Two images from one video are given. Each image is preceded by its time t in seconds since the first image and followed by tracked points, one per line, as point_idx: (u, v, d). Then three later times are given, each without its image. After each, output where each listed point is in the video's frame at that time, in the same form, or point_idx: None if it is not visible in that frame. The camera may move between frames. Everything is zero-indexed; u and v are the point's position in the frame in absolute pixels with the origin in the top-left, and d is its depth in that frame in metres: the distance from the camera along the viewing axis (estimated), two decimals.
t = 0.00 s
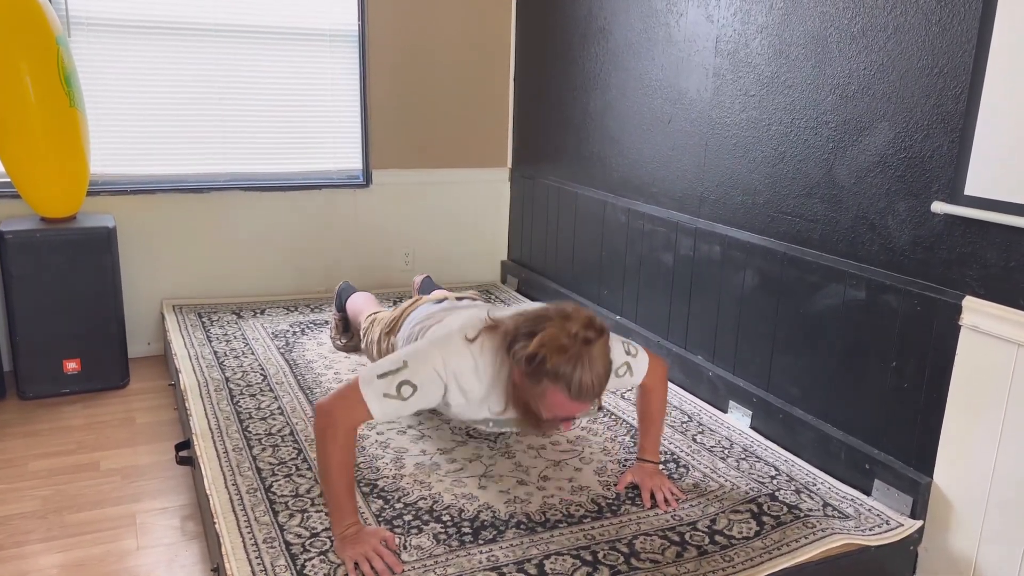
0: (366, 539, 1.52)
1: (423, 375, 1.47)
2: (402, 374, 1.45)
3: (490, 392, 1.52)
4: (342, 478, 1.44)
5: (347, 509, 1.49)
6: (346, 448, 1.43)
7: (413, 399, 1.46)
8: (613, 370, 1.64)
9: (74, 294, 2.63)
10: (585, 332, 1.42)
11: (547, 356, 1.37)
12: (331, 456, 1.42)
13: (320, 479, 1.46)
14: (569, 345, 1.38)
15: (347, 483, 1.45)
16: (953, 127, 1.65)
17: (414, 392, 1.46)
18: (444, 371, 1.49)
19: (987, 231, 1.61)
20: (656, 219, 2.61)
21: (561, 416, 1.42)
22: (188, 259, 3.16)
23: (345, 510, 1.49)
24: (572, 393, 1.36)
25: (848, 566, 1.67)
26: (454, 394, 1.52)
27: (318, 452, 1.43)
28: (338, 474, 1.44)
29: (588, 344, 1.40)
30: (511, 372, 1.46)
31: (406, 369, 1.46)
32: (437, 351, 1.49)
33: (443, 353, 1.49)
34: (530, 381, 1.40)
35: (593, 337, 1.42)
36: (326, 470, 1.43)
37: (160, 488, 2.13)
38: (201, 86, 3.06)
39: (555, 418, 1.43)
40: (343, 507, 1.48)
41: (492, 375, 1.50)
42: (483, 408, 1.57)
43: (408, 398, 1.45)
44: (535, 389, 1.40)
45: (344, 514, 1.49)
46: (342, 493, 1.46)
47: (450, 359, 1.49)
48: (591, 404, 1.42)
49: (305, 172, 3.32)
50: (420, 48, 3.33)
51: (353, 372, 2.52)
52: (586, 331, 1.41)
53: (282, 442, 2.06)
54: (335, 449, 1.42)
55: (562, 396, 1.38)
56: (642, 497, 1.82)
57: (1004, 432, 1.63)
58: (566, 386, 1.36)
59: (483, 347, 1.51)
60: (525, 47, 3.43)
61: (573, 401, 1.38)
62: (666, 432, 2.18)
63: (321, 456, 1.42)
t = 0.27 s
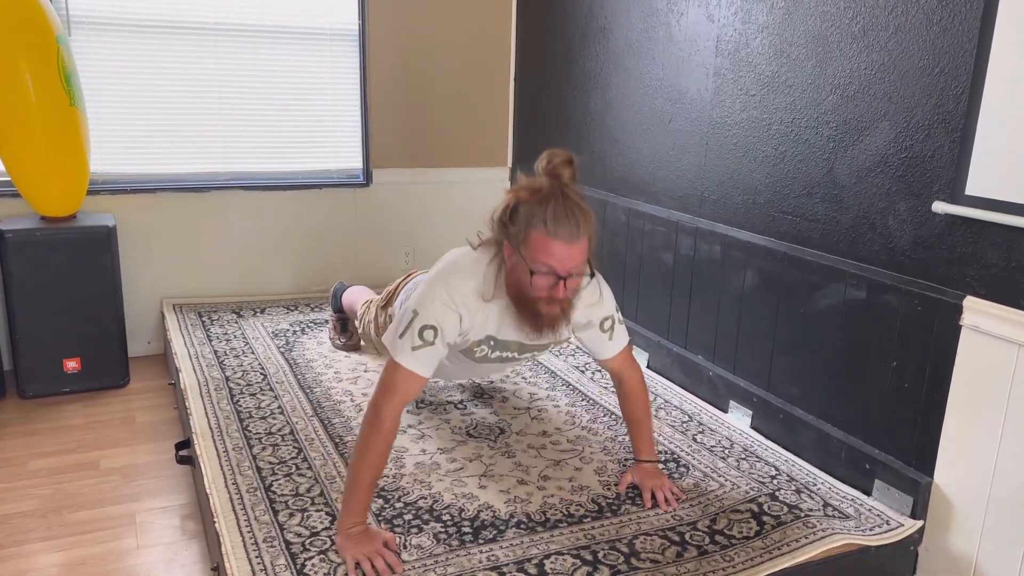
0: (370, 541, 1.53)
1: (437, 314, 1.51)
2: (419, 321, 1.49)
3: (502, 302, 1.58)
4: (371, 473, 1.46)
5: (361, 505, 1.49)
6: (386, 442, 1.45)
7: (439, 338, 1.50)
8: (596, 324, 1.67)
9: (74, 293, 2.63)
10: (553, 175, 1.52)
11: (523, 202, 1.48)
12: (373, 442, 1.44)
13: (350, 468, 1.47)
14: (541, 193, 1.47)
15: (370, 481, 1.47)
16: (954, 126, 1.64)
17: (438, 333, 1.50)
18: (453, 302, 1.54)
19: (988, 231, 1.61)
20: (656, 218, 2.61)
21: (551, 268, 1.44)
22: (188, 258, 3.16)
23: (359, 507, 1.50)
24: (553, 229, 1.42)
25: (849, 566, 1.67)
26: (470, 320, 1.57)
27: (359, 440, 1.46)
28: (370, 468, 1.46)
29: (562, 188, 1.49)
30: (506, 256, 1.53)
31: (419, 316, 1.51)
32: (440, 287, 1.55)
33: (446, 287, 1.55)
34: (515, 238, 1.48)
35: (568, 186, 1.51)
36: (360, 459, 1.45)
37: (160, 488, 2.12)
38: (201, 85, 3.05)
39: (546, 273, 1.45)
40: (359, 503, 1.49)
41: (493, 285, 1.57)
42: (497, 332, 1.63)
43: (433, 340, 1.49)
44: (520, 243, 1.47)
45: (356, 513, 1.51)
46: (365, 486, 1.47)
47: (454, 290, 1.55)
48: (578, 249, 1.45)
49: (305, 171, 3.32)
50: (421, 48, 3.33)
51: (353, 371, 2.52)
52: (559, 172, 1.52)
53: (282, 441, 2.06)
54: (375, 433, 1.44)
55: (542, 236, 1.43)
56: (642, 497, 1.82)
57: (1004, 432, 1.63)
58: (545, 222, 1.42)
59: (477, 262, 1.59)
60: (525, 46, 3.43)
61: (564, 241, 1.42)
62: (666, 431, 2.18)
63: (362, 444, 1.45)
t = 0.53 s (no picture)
0: (371, 541, 1.53)
1: (432, 309, 1.52)
2: (415, 317, 1.50)
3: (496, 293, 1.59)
4: (372, 474, 1.46)
5: (361, 506, 1.49)
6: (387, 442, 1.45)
7: (435, 334, 1.50)
8: (593, 324, 1.68)
9: (75, 293, 2.63)
10: (542, 162, 1.55)
11: (510, 186, 1.53)
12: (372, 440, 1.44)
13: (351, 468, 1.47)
14: (526, 179, 1.52)
15: (371, 481, 1.47)
16: (955, 127, 1.64)
17: (434, 328, 1.50)
18: (448, 297, 1.55)
19: (990, 232, 1.61)
20: (658, 218, 2.61)
21: (529, 247, 1.47)
22: (189, 258, 3.16)
23: (359, 508, 1.50)
24: (530, 209, 1.46)
25: (850, 567, 1.67)
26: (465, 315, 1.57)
27: (361, 441, 1.46)
28: (371, 468, 1.46)
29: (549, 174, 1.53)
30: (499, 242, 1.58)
31: (415, 313, 1.51)
32: (434, 284, 1.55)
33: (440, 282, 1.56)
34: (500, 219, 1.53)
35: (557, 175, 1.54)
36: (360, 459, 1.45)
37: (161, 487, 2.12)
38: (202, 85, 3.05)
39: (526, 254, 1.47)
40: (359, 504, 1.49)
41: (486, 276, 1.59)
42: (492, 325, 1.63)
43: (430, 336, 1.49)
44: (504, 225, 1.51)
45: (356, 513, 1.50)
46: (364, 485, 1.46)
47: (448, 286, 1.55)
48: (558, 231, 1.47)
49: (306, 171, 3.32)
50: (422, 48, 3.33)
51: (354, 371, 2.52)
52: (549, 159, 1.55)
53: (283, 441, 2.06)
54: (376, 433, 1.44)
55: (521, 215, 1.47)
56: (643, 498, 1.82)
57: (1005, 433, 1.63)
58: (524, 205, 1.47)
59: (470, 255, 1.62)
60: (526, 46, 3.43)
61: (543, 223, 1.45)
62: (667, 432, 2.18)
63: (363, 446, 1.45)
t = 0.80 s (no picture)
0: (371, 540, 1.53)
1: (430, 317, 1.52)
2: (413, 323, 1.50)
3: (497, 304, 1.59)
4: (363, 474, 1.46)
5: (358, 505, 1.50)
6: (374, 443, 1.45)
7: (431, 342, 1.50)
8: (598, 333, 1.68)
9: (76, 292, 2.63)
10: (545, 176, 1.53)
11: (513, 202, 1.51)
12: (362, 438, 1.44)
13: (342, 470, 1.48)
14: (530, 194, 1.51)
15: (364, 481, 1.47)
16: (956, 128, 1.65)
17: (431, 335, 1.50)
18: (448, 306, 1.55)
19: (990, 233, 1.61)
20: (659, 219, 2.61)
21: (535, 264, 1.46)
22: (190, 258, 3.16)
23: (357, 508, 1.50)
24: (541, 230, 1.44)
25: (850, 567, 1.67)
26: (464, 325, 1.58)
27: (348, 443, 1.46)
28: (361, 468, 1.46)
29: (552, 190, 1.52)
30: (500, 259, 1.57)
31: (414, 319, 1.51)
32: (435, 292, 1.56)
33: (441, 292, 1.57)
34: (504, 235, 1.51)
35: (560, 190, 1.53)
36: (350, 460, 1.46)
37: (162, 487, 2.13)
38: (202, 85, 3.06)
39: (532, 272, 1.46)
40: (356, 504, 1.49)
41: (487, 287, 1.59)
42: (491, 335, 1.64)
43: (425, 343, 1.49)
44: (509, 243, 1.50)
45: (354, 513, 1.51)
46: (359, 483, 1.47)
47: (448, 295, 1.56)
48: (565, 249, 1.46)
49: (307, 171, 3.32)
50: (423, 48, 3.33)
51: (355, 371, 2.52)
52: (552, 174, 1.53)
53: (284, 441, 2.06)
54: (362, 434, 1.44)
55: (528, 234, 1.45)
56: (643, 498, 1.82)
57: (1006, 434, 1.63)
58: (532, 223, 1.45)
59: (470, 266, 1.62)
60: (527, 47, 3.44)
61: (549, 241, 1.44)
62: (668, 432, 2.18)
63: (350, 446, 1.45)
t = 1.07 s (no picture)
0: (368, 539, 1.52)
1: (426, 373, 1.47)
2: (406, 374, 1.45)
3: (499, 383, 1.51)
4: (342, 479, 1.44)
5: (349, 506, 1.48)
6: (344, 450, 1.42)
7: (415, 398, 1.46)
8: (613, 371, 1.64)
9: (75, 292, 2.64)
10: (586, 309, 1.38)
11: (549, 330, 1.34)
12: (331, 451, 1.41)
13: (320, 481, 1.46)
14: (570, 324, 1.34)
15: (347, 484, 1.45)
16: (955, 129, 1.65)
17: (417, 392, 1.46)
18: (448, 370, 1.48)
19: (989, 234, 1.61)
20: (659, 220, 2.61)
21: (563, 400, 1.37)
22: (189, 258, 3.16)
23: (348, 510, 1.49)
24: (580, 373, 1.32)
25: (849, 568, 1.67)
26: (458, 393, 1.51)
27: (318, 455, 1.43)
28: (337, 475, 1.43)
29: (592, 318, 1.37)
30: (518, 361, 1.44)
31: (410, 368, 1.46)
32: (441, 351, 1.49)
33: (447, 353, 1.49)
34: (533, 356, 1.37)
35: (599, 312, 1.38)
36: (324, 470, 1.43)
37: (162, 487, 2.13)
38: (202, 85, 3.06)
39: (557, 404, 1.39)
40: (346, 507, 1.48)
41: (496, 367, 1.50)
42: (486, 409, 1.56)
43: (409, 398, 1.45)
44: (538, 368, 1.37)
45: (346, 515, 1.49)
46: (343, 489, 1.45)
47: (453, 358, 1.49)
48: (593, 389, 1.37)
49: (307, 171, 3.32)
50: (423, 49, 3.33)
51: (355, 372, 2.52)
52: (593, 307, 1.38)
53: (283, 441, 2.06)
54: (330, 448, 1.41)
55: (565, 376, 1.33)
56: (642, 498, 1.82)
57: (1004, 435, 1.63)
58: (572, 362, 1.31)
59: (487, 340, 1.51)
60: (527, 48, 3.44)
61: (583, 386, 1.34)
62: (667, 433, 2.18)
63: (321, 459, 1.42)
